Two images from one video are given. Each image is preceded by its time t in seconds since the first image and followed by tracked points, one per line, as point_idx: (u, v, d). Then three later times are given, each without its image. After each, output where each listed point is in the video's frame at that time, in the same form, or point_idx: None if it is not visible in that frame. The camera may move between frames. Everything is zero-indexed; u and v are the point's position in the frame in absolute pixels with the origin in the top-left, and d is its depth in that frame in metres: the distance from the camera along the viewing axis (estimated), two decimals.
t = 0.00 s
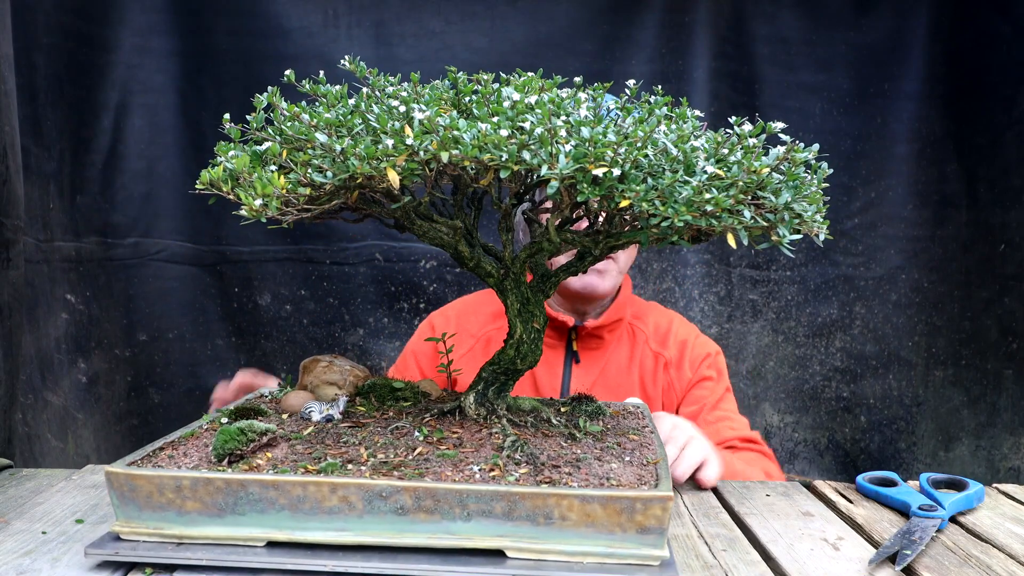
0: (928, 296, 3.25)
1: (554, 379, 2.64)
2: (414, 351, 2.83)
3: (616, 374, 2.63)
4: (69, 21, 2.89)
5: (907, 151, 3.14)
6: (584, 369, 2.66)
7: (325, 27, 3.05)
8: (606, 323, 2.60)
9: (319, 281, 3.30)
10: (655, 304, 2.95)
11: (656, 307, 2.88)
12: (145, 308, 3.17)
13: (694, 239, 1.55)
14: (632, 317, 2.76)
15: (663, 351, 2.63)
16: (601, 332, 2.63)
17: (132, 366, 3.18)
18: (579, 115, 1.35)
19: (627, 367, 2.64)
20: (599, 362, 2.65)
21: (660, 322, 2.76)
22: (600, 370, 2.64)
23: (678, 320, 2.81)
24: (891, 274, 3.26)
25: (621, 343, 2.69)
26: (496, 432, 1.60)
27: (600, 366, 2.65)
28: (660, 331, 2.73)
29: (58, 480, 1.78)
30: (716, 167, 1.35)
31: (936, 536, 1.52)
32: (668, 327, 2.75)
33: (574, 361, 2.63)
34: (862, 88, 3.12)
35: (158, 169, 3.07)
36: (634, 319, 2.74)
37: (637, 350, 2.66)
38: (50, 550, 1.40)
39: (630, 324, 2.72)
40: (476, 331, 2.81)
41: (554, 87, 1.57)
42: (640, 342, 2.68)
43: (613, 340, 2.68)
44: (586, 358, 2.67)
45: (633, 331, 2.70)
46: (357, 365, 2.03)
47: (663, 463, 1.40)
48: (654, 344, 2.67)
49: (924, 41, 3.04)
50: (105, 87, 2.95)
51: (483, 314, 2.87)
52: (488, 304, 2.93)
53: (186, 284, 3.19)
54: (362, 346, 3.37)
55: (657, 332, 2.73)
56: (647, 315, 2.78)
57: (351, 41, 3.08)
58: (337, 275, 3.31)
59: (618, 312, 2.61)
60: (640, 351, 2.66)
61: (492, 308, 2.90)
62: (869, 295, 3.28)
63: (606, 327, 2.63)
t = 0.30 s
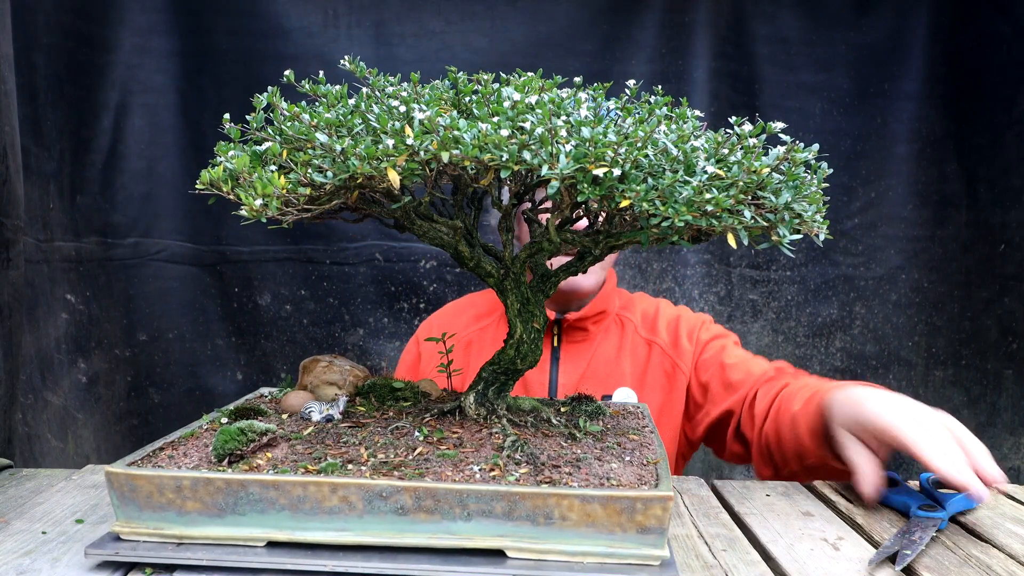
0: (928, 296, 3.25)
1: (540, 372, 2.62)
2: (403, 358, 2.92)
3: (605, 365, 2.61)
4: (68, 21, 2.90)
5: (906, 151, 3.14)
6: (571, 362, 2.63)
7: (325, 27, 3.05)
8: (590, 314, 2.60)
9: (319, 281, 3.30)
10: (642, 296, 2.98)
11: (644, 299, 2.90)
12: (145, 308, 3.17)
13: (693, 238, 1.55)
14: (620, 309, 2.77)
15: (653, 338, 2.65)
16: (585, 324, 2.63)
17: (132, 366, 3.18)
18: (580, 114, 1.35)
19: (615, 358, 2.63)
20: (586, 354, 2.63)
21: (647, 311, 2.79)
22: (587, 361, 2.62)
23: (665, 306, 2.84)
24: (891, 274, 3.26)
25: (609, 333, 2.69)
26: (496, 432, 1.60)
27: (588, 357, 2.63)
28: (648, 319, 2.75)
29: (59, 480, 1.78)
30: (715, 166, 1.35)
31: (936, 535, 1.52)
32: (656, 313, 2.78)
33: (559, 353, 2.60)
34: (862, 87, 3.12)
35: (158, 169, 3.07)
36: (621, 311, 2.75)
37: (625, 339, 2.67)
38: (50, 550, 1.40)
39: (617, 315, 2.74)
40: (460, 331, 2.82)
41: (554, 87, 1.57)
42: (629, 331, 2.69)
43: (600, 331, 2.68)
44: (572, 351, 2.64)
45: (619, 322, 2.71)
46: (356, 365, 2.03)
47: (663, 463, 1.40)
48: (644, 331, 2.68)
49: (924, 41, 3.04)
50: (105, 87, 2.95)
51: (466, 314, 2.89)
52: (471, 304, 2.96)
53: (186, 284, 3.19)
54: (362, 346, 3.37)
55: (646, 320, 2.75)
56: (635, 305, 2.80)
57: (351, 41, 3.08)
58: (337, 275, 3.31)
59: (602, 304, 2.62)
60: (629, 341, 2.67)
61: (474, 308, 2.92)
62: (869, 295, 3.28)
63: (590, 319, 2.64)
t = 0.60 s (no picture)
0: (928, 297, 3.25)
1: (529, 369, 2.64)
2: (400, 359, 2.97)
3: (594, 360, 2.62)
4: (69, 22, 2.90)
5: (906, 151, 3.14)
6: (560, 358, 2.65)
7: (325, 27, 3.05)
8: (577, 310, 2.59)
9: (319, 281, 3.30)
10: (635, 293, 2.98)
11: (638, 296, 2.90)
12: (145, 308, 3.17)
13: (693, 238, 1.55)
14: (612, 305, 2.78)
15: (645, 335, 2.65)
16: (573, 319, 2.64)
17: (132, 366, 3.18)
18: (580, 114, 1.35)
19: (606, 354, 2.63)
20: (574, 350, 2.66)
21: (639, 308, 2.79)
22: (576, 357, 2.64)
23: (658, 302, 2.84)
24: (891, 274, 3.25)
25: (599, 330, 2.70)
26: (496, 432, 1.60)
27: (576, 353, 2.65)
28: (640, 317, 2.75)
29: (59, 480, 1.78)
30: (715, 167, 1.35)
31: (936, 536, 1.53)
32: (648, 310, 2.77)
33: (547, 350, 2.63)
34: (862, 88, 3.12)
35: (159, 169, 3.07)
36: (612, 308, 2.76)
37: (615, 335, 2.67)
38: (51, 550, 1.40)
39: (608, 311, 2.74)
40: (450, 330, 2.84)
41: (554, 87, 1.57)
42: (619, 327, 2.70)
43: (589, 327, 2.69)
44: (561, 347, 2.67)
45: (609, 319, 2.73)
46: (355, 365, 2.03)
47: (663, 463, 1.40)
48: (635, 328, 2.68)
49: (924, 41, 3.05)
50: (105, 87, 2.95)
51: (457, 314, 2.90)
52: (464, 304, 2.97)
53: (186, 284, 3.19)
54: (362, 346, 3.37)
55: (639, 317, 2.75)
56: (627, 303, 2.81)
57: (351, 41, 3.08)
58: (337, 275, 3.31)
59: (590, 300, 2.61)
60: (619, 337, 2.67)
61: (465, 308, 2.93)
62: (869, 295, 3.28)
63: (579, 314, 2.64)
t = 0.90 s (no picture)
0: (928, 297, 3.24)
1: (537, 370, 2.65)
2: (399, 357, 2.89)
3: (601, 359, 2.65)
4: (69, 22, 2.90)
5: (906, 151, 3.14)
6: (567, 359, 2.64)
7: (325, 27, 3.05)
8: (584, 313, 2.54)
9: (319, 281, 3.30)
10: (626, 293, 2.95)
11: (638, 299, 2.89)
12: (145, 308, 3.17)
13: (693, 238, 1.55)
14: (612, 307, 2.76)
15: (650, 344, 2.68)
16: (580, 321, 2.60)
17: (132, 366, 3.18)
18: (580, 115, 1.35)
19: (612, 355, 2.67)
20: (580, 350, 2.65)
21: (643, 314, 2.79)
22: (582, 358, 2.64)
23: (660, 310, 2.84)
24: (891, 274, 3.25)
25: (603, 332, 2.68)
26: (496, 433, 1.60)
27: (583, 354, 2.65)
28: (644, 322, 2.75)
29: (59, 480, 1.78)
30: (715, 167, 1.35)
31: (936, 536, 1.53)
32: (652, 318, 2.78)
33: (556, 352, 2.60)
34: (862, 87, 3.12)
35: (158, 169, 3.07)
36: (613, 309, 2.75)
37: (619, 338, 2.69)
38: (50, 550, 1.40)
39: (609, 313, 2.72)
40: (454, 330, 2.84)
41: (554, 86, 1.57)
42: (622, 331, 2.70)
43: (594, 328, 2.66)
44: (567, 348, 2.65)
45: (612, 320, 2.70)
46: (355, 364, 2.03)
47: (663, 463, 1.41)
48: (639, 334, 2.70)
49: (923, 41, 3.05)
50: (105, 87, 2.96)
51: (459, 312, 2.89)
52: (462, 300, 2.95)
53: (186, 284, 3.18)
54: (363, 346, 3.35)
55: (642, 323, 2.75)
56: (628, 305, 2.80)
57: (351, 41, 3.08)
58: (337, 275, 3.31)
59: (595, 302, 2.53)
60: (623, 339, 2.69)
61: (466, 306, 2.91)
62: (869, 295, 3.28)
63: (585, 315, 2.60)
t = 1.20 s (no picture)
0: (928, 297, 3.24)
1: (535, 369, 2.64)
2: (402, 357, 2.92)
3: (599, 359, 2.62)
4: (69, 22, 2.90)
5: (906, 151, 3.14)
6: (565, 359, 2.65)
7: (325, 27, 3.05)
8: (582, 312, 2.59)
9: (319, 281, 3.30)
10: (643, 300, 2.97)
11: (641, 303, 2.90)
12: (145, 308, 3.17)
13: (693, 238, 1.54)
14: (613, 310, 2.79)
15: (647, 346, 2.64)
16: (578, 320, 2.64)
17: (132, 366, 3.18)
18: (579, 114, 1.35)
19: (610, 356, 2.64)
20: (579, 350, 2.66)
21: (644, 317, 2.78)
22: (580, 357, 2.64)
23: (664, 314, 2.83)
24: (891, 274, 3.25)
25: (602, 334, 2.69)
26: (496, 432, 1.60)
27: (581, 354, 2.65)
28: (643, 325, 2.75)
29: (59, 480, 1.78)
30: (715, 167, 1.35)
31: (936, 536, 1.53)
32: (652, 320, 2.77)
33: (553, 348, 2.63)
34: (862, 87, 3.12)
35: (158, 169, 3.07)
36: (614, 312, 2.77)
37: (618, 339, 2.68)
38: (50, 550, 1.40)
39: (610, 315, 2.75)
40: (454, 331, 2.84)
41: (554, 86, 1.57)
42: (621, 333, 2.69)
43: (593, 329, 2.69)
44: (566, 348, 2.67)
45: (613, 322, 2.72)
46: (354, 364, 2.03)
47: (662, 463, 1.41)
48: (637, 336, 2.68)
49: (924, 41, 3.05)
50: (105, 87, 2.96)
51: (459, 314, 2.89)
52: (464, 302, 2.97)
53: (186, 284, 3.18)
54: (362, 346, 3.37)
55: (641, 325, 2.75)
56: (629, 308, 2.82)
57: (351, 41, 3.08)
58: (337, 275, 3.31)
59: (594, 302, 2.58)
60: (621, 341, 2.67)
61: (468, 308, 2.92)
62: (869, 295, 3.28)
63: (584, 316, 2.64)
